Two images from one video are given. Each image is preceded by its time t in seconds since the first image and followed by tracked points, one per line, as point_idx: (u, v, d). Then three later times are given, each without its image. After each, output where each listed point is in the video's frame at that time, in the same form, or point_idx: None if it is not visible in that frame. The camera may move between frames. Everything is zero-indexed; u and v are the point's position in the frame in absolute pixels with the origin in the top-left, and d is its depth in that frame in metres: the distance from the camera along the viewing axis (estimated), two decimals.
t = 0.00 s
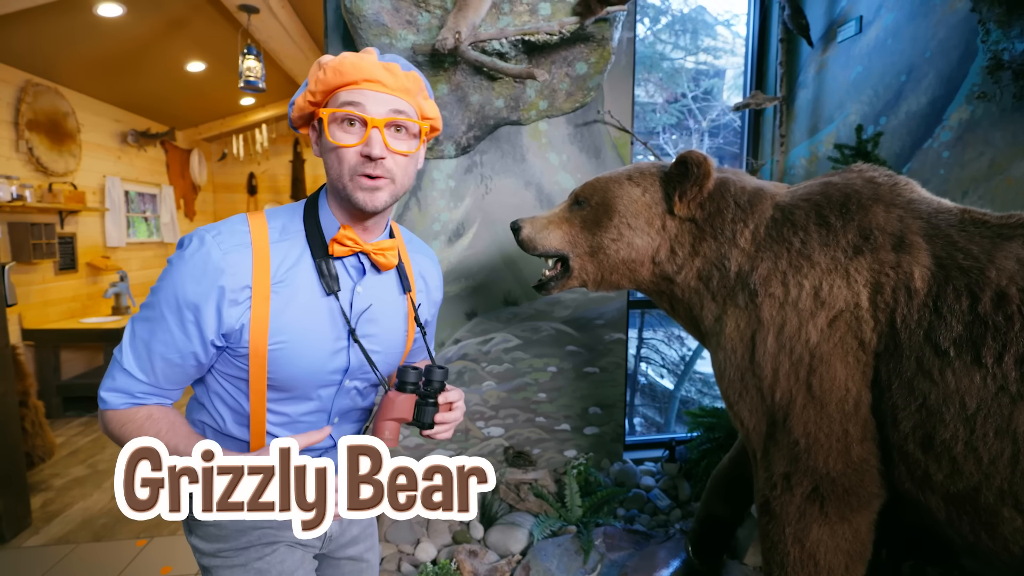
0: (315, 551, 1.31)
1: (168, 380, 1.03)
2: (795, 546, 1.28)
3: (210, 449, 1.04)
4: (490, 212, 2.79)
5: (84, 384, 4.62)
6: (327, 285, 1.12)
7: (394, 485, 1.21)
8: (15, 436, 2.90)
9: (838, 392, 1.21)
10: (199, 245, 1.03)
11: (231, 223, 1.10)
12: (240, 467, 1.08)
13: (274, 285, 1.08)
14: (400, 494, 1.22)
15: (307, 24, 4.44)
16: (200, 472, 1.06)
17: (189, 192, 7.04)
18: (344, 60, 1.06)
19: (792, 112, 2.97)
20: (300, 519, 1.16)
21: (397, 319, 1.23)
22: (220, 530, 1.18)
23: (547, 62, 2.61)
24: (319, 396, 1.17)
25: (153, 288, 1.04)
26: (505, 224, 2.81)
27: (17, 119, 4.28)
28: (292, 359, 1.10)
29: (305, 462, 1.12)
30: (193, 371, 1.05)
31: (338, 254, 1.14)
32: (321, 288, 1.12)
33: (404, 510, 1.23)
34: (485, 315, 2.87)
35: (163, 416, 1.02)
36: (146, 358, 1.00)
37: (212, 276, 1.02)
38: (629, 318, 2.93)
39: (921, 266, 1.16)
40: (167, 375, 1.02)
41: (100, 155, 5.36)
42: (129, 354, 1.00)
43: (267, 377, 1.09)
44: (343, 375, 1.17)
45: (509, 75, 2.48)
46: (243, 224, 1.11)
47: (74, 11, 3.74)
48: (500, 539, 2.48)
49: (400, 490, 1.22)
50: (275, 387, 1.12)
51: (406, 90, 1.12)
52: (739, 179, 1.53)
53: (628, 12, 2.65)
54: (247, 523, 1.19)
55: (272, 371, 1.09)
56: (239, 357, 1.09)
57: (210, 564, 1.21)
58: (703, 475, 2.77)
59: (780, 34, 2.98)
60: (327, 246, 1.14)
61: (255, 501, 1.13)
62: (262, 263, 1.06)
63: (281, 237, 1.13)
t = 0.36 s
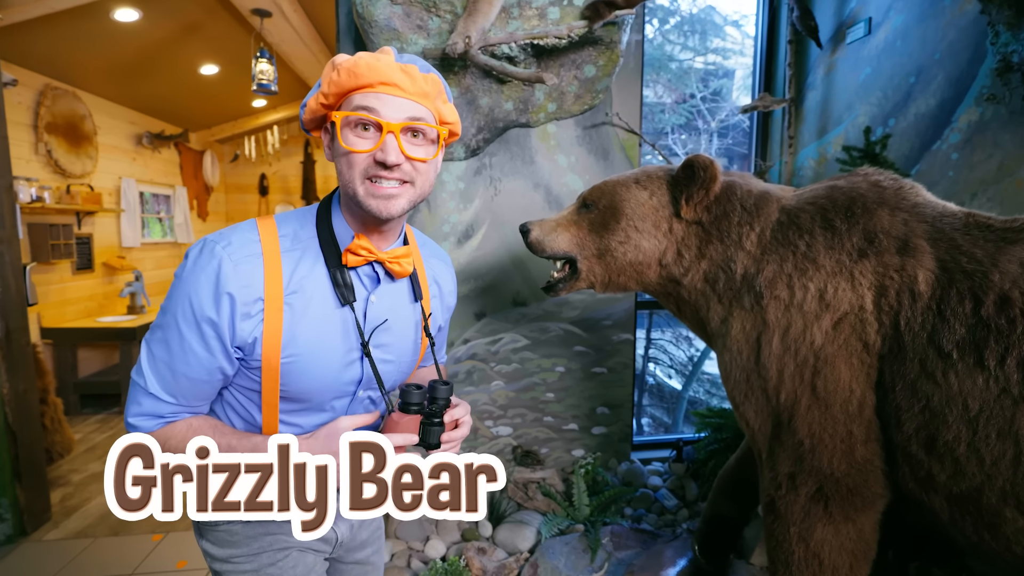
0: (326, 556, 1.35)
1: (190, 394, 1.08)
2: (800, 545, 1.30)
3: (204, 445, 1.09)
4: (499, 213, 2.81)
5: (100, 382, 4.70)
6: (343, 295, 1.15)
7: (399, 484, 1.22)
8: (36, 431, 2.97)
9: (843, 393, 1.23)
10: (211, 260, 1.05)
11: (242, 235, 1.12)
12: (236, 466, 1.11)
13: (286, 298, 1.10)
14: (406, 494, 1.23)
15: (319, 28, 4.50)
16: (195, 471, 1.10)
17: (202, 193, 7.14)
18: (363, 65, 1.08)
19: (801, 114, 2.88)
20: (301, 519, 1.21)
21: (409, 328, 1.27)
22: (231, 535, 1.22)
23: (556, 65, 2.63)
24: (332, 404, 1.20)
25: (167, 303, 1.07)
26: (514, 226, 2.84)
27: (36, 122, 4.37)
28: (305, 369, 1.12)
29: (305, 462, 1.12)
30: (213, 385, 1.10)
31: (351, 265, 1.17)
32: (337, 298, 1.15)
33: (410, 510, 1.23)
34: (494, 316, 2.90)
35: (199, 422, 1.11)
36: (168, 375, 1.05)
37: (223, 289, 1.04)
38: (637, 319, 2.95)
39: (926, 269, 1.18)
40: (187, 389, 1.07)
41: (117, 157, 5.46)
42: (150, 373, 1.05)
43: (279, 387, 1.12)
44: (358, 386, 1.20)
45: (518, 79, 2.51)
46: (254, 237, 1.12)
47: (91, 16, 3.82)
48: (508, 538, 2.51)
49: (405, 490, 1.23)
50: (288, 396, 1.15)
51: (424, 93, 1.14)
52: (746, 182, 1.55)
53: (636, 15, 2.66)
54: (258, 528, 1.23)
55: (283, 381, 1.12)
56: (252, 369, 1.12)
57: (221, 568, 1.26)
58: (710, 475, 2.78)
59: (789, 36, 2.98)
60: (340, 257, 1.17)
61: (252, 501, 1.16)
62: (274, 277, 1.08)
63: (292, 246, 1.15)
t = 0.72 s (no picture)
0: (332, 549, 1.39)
1: (206, 398, 1.11)
2: (799, 543, 1.32)
3: (204, 445, 1.13)
4: (505, 215, 2.85)
5: (113, 380, 4.78)
6: (344, 300, 1.18)
7: (399, 484, 1.25)
8: (52, 428, 3.04)
9: (841, 393, 1.25)
10: (221, 267, 1.08)
11: (248, 241, 1.14)
12: (236, 466, 1.16)
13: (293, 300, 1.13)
14: (406, 494, 1.26)
15: (327, 31, 4.56)
16: (195, 471, 1.15)
17: (212, 193, 7.22)
18: (373, 72, 1.12)
19: (807, 115, 2.97)
20: (301, 519, 1.25)
21: (409, 327, 1.30)
22: (240, 529, 1.25)
23: (561, 68, 2.66)
24: (339, 404, 1.24)
25: (178, 311, 1.10)
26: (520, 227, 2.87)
27: (51, 124, 4.46)
28: (313, 369, 1.16)
29: (304, 462, 1.16)
30: (228, 389, 1.13)
31: (356, 267, 1.20)
32: (339, 302, 1.18)
33: (410, 509, 1.28)
34: (499, 316, 2.93)
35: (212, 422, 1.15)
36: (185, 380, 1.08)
37: (234, 294, 1.07)
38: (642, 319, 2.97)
39: (923, 271, 1.20)
40: (204, 393, 1.10)
41: (129, 159, 5.54)
42: (168, 379, 1.08)
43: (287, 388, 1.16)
44: (362, 384, 1.24)
45: (524, 83, 2.54)
46: (260, 242, 1.15)
47: (105, 21, 3.89)
48: (514, 535, 2.54)
49: (405, 490, 1.26)
50: (297, 397, 1.19)
51: (430, 100, 1.18)
52: (748, 186, 1.57)
53: (641, 18, 2.68)
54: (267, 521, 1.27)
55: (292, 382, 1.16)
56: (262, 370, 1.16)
57: (230, 562, 1.29)
58: (714, 475, 2.80)
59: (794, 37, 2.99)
60: (344, 259, 1.20)
61: (253, 501, 1.20)
62: (282, 281, 1.12)
63: (296, 250, 1.18)
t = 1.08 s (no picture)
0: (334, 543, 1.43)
1: (217, 396, 1.12)
2: (795, 540, 1.34)
3: (204, 446, 1.13)
4: (508, 216, 2.88)
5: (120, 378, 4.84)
6: (345, 295, 1.19)
7: (399, 484, 1.30)
8: (62, 425, 3.09)
9: (835, 392, 1.27)
10: (224, 266, 1.09)
11: (248, 240, 1.15)
12: (236, 467, 1.18)
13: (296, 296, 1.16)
14: (406, 494, 1.32)
15: (332, 32, 4.60)
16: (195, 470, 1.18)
17: (218, 194, 7.28)
18: (447, 90, 1.16)
19: (808, 116, 3.00)
20: (301, 519, 1.29)
21: (407, 319, 1.33)
22: (245, 525, 1.28)
23: (563, 71, 2.68)
24: (341, 396, 1.27)
25: (183, 314, 1.10)
26: (522, 228, 2.89)
27: (60, 126, 4.52)
28: (317, 361, 1.19)
29: (304, 461, 1.19)
30: (236, 385, 1.14)
31: (361, 262, 1.24)
32: (339, 297, 1.21)
33: (410, 509, 1.34)
34: (502, 316, 2.96)
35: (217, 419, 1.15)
36: (196, 381, 1.09)
37: (240, 291, 1.09)
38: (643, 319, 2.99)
39: (916, 273, 1.22)
40: (215, 391, 1.11)
41: (136, 160, 5.60)
42: (178, 381, 1.09)
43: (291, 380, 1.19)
44: (363, 377, 1.28)
45: (526, 85, 2.56)
46: (259, 241, 1.16)
47: (113, 24, 3.94)
48: (515, 533, 2.57)
49: (405, 490, 1.31)
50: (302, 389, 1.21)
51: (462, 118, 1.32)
52: (745, 188, 1.60)
53: (643, 21, 2.71)
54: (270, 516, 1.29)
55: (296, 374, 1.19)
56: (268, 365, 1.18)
57: (234, 554, 1.31)
58: (715, 474, 2.82)
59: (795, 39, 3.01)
60: (350, 256, 1.23)
61: (252, 501, 1.24)
62: (285, 277, 1.13)
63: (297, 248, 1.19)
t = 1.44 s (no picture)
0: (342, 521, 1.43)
1: (247, 365, 1.15)
2: (792, 534, 1.35)
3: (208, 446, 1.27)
4: (509, 215, 2.90)
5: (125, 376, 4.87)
6: (351, 271, 1.23)
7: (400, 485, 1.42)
8: (68, 423, 3.12)
9: (832, 388, 1.29)
10: (251, 242, 1.14)
11: (267, 223, 1.21)
12: (235, 467, 1.32)
13: (315, 270, 1.21)
14: (406, 494, 1.43)
15: (335, 33, 4.63)
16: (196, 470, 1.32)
17: (221, 194, 7.33)
18: (449, 109, 1.25)
19: (808, 116, 3.03)
20: (300, 519, 1.30)
21: (402, 295, 1.38)
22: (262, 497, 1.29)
23: (564, 71, 2.70)
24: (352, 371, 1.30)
25: (212, 288, 1.14)
26: (524, 227, 2.92)
27: (65, 126, 4.56)
28: (333, 334, 1.24)
29: (304, 462, 1.30)
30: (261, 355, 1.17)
31: (366, 244, 1.29)
32: (344, 273, 1.25)
33: (410, 509, 1.44)
34: (504, 314, 2.99)
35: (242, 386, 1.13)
36: (227, 349, 1.12)
37: (267, 264, 1.14)
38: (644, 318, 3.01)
39: (911, 270, 1.24)
40: (245, 360, 1.14)
41: (140, 160, 5.64)
42: (210, 350, 1.12)
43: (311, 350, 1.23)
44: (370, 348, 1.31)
45: (527, 86, 2.58)
46: (277, 223, 1.21)
47: (118, 25, 3.98)
48: (517, 529, 2.60)
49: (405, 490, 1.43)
50: (321, 361, 1.25)
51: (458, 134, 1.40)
52: (744, 187, 1.62)
53: (643, 21, 2.72)
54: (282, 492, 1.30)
55: (316, 345, 1.23)
56: (290, 338, 1.21)
57: (249, 528, 1.30)
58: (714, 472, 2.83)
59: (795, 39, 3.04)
60: (357, 239, 1.27)
61: (252, 501, 1.29)
62: (304, 252, 1.19)
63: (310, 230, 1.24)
